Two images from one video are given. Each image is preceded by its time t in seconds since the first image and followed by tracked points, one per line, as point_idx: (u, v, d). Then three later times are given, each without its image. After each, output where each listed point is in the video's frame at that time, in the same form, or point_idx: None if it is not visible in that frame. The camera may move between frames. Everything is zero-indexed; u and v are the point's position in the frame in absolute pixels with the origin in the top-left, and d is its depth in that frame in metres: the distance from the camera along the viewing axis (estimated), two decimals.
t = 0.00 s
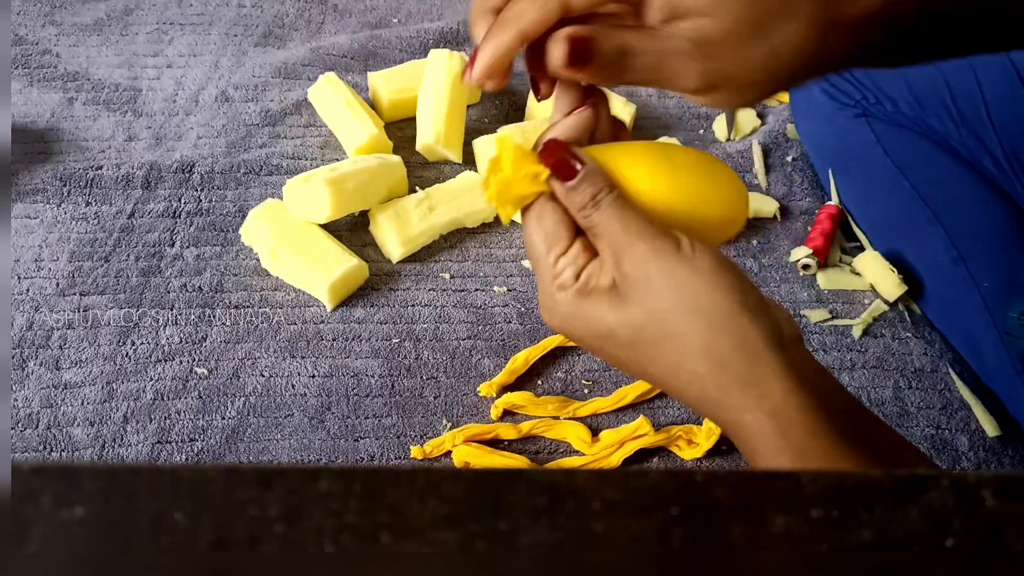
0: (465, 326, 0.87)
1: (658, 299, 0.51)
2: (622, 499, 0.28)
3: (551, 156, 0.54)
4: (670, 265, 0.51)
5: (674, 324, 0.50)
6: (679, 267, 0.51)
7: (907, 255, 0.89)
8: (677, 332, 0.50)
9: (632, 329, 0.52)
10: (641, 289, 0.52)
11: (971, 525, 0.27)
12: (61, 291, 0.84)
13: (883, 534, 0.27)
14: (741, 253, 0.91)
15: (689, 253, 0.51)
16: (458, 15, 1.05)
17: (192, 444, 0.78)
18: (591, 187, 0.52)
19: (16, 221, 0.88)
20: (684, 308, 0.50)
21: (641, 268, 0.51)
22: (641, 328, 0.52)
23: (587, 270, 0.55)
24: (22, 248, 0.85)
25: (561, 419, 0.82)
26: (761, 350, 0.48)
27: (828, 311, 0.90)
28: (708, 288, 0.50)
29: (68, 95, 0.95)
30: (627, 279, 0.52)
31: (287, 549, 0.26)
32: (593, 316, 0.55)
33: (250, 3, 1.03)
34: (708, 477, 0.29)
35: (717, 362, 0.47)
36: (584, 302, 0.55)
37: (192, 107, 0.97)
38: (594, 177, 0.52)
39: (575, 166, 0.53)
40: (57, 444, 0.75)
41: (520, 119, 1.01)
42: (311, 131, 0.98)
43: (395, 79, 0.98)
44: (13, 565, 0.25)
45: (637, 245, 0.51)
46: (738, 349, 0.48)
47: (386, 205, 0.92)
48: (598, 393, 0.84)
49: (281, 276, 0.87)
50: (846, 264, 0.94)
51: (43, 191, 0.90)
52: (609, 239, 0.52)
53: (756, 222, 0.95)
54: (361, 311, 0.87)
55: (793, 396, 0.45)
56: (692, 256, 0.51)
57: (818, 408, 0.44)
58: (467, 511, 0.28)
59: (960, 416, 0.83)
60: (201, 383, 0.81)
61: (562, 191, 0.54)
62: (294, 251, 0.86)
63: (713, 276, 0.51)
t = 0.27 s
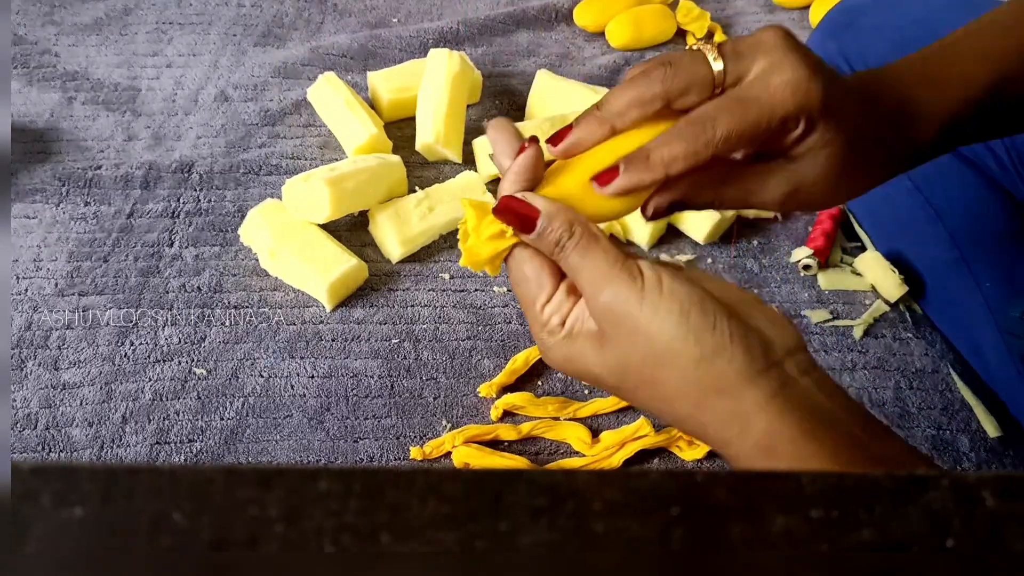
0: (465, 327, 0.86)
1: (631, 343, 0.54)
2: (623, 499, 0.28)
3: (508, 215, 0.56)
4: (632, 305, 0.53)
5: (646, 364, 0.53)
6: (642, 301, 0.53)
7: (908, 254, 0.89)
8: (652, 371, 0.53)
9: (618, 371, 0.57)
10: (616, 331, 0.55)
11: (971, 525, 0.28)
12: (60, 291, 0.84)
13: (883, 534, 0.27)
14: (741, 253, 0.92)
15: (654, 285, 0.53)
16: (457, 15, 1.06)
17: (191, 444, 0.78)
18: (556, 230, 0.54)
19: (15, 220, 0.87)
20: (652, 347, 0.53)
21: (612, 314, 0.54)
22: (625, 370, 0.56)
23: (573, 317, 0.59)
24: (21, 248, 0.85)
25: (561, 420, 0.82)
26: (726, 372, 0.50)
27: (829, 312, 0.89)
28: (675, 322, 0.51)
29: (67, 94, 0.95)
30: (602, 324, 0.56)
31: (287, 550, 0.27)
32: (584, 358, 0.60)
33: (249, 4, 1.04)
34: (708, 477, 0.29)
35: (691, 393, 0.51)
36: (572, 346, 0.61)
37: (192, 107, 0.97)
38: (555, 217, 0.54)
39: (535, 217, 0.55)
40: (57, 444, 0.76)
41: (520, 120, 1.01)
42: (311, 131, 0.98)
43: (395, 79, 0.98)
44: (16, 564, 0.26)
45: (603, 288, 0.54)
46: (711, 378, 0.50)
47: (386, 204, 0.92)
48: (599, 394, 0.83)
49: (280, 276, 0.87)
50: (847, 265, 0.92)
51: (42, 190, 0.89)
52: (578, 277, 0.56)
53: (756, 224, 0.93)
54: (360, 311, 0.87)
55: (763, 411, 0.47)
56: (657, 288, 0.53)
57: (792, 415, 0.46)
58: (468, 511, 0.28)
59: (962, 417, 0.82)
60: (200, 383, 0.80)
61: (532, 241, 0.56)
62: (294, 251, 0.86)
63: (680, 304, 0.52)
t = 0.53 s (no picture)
0: (464, 327, 0.86)
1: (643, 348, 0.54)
2: (623, 499, 0.28)
3: (511, 206, 0.55)
4: (650, 316, 0.53)
5: (663, 366, 0.54)
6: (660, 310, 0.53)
7: (908, 255, 0.89)
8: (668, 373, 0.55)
9: (623, 374, 0.57)
10: (626, 335, 0.55)
11: (971, 526, 0.28)
12: (59, 291, 0.84)
13: (884, 535, 0.27)
14: (742, 253, 0.91)
15: (662, 289, 0.54)
16: (457, 14, 1.06)
17: (190, 444, 0.78)
18: (557, 228, 0.53)
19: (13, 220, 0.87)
20: (673, 353, 0.54)
21: (623, 320, 0.54)
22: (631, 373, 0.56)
23: (573, 325, 0.59)
24: (20, 248, 0.85)
25: (561, 420, 0.81)
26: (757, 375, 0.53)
27: (830, 312, 0.89)
28: (685, 317, 0.53)
29: (66, 94, 0.95)
30: (608, 331, 0.56)
31: (286, 551, 0.27)
32: (581, 364, 0.60)
33: (249, 3, 1.04)
34: (709, 478, 0.29)
35: (705, 385, 0.53)
36: (567, 357, 0.61)
37: (190, 107, 0.97)
38: (561, 216, 0.54)
39: (539, 209, 0.54)
40: (55, 445, 0.76)
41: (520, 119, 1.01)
42: (310, 131, 0.98)
43: (393, 79, 0.98)
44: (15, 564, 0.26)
45: (616, 297, 0.53)
46: (735, 381, 0.53)
47: (386, 204, 0.92)
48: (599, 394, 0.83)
49: (280, 276, 0.87)
50: (847, 264, 0.93)
51: (41, 190, 0.89)
52: (579, 280, 0.55)
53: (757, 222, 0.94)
54: (360, 311, 0.87)
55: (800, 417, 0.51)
56: (667, 294, 0.53)
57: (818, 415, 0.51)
58: (467, 511, 0.28)
59: (962, 417, 0.82)
60: (199, 383, 0.80)
61: (531, 235, 0.55)
62: (294, 251, 0.86)
63: (697, 309, 0.54)
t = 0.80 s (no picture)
0: (464, 327, 0.86)
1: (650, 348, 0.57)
2: (623, 498, 0.28)
3: (498, 221, 0.56)
4: (654, 310, 0.57)
5: (672, 363, 0.58)
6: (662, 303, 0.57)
7: (908, 255, 0.89)
8: (677, 367, 0.58)
9: (631, 376, 0.59)
10: (630, 336, 0.58)
11: (972, 526, 0.28)
12: (59, 291, 0.84)
13: (884, 535, 0.27)
14: (742, 252, 0.92)
15: (656, 285, 0.58)
16: (457, 13, 1.06)
17: (190, 445, 0.78)
18: (548, 239, 0.55)
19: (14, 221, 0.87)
20: (680, 344, 0.57)
21: (626, 321, 0.57)
22: (640, 374, 0.59)
23: (577, 342, 0.61)
24: (20, 248, 0.86)
25: (561, 420, 0.81)
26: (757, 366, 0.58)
27: (830, 312, 0.89)
28: (682, 303, 0.57)
29: (65, 94, 0.95)
30: (613, 336, 0.58)
31: (286, 551, 0.27)
32: (590, 378, 0.62)
33: (249, 3, 1.04)
34: (709, 477, 0.29)
35: (712, 372, 0.58)
36: (574, 373, 0.63)
37: (190, 107, 0.97)
38: (551, 229, 0.55)
39: (527, 224, 0.55)
40: (56, 444, 0.76)
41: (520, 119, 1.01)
42: (309, 131, 0.98)
43: (393, 79, 0.98)
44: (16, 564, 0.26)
45: (620, 297, 0.56)
46: (743, 374, 0.58)
47: (386, 204, 0.92)
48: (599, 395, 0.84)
49: (280, 276, 0.87)
50: (847, 264, 0.92)
51: (40, 190, 0.89)
52: (575, 287, 0.58)
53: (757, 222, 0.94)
54: (360, 310, 0.87)
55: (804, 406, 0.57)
56: (664, 287, 0.58)
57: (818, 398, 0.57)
58: (467, 511, 0.28)
59: (962, 417, 0.82)
60: (199, 383, 0.80)
61: (523, 250, 0.57)
62: (294, 251, 0.86)
63: (692, 298, 0.58)
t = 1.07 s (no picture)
0: (464, 327, 0.86)
1: (621, 367, 0.57)
2: (624, 498, 0.28)
3: (492, 222, 0.56)
4: (622, 328, 0.56)
5: (645, 385, 0.57)
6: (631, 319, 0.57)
7: (908, 255, 0.90)
8: (653, 393, 0.57)
9: (602, 394, 0.59)
10: (606, 356, 0.57)
11: (972, 527, 0.28)
12: (59, 292, 0.84)
13: (884, 535, 0.27)
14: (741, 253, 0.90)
15: (633, 307, 0.57)
16: (457, 13, 1.06)
17: (190, 444, 0.77)
18: (537, 247, 0.54)
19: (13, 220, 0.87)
20: (649, 366, 0.57)
21: (600, 338, 0.57)
22: (612, 392, 0.58)
23: (553, 360, 0.61)
24: (20, 248, 0.85)
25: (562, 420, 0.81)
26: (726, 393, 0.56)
27: (830, 312, 0.89)
28: (654, 329, 0.57)
29: (65, 94, 0.95)
30: (587, 351, 0.58)
31: (286, 550, 0.27)
32: (564, 398, 0.61)
33: (248, 2, 1.04)
34: (709, 477, 0.29)
35: (688, 392, 0.56)
36: (552, 393, 0.62)
37: (190, 107, 0.97)
38: (539, 236, 0.54)
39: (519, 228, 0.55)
40: (55, 445, 0.75)
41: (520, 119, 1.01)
42: (309, 131, 0.98)
43: (393, 79, 0.98)
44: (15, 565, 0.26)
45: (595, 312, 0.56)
46: (713, 395, 0.56)
47: (385, 204, 0.92)
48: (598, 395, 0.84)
49: (280, 276, 0.87)
50: (847, 264, 0.92)
51: (40, 190, 0.89)
52: (557, 298, 0.57)
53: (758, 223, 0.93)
54: (360, 310, 0.87)
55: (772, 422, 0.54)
56: (640, 312, 0.57)
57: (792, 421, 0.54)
58: (467, 511, 0.28)
59: (963, 417, 0.82)
60: (199, 383, 0.80)
61: (510, 254, 0.56)
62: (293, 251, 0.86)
63: (670, 322, 0.57)
